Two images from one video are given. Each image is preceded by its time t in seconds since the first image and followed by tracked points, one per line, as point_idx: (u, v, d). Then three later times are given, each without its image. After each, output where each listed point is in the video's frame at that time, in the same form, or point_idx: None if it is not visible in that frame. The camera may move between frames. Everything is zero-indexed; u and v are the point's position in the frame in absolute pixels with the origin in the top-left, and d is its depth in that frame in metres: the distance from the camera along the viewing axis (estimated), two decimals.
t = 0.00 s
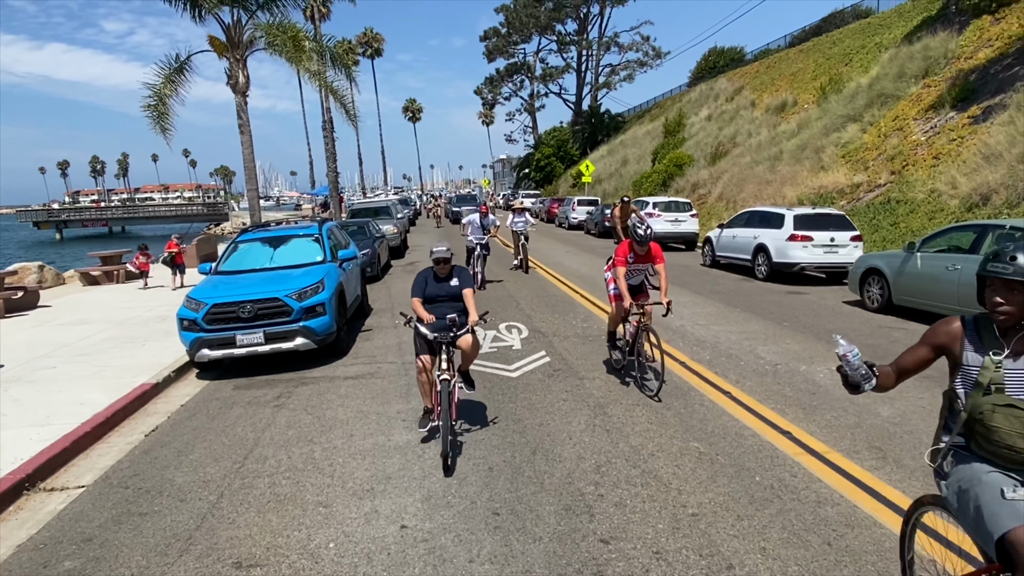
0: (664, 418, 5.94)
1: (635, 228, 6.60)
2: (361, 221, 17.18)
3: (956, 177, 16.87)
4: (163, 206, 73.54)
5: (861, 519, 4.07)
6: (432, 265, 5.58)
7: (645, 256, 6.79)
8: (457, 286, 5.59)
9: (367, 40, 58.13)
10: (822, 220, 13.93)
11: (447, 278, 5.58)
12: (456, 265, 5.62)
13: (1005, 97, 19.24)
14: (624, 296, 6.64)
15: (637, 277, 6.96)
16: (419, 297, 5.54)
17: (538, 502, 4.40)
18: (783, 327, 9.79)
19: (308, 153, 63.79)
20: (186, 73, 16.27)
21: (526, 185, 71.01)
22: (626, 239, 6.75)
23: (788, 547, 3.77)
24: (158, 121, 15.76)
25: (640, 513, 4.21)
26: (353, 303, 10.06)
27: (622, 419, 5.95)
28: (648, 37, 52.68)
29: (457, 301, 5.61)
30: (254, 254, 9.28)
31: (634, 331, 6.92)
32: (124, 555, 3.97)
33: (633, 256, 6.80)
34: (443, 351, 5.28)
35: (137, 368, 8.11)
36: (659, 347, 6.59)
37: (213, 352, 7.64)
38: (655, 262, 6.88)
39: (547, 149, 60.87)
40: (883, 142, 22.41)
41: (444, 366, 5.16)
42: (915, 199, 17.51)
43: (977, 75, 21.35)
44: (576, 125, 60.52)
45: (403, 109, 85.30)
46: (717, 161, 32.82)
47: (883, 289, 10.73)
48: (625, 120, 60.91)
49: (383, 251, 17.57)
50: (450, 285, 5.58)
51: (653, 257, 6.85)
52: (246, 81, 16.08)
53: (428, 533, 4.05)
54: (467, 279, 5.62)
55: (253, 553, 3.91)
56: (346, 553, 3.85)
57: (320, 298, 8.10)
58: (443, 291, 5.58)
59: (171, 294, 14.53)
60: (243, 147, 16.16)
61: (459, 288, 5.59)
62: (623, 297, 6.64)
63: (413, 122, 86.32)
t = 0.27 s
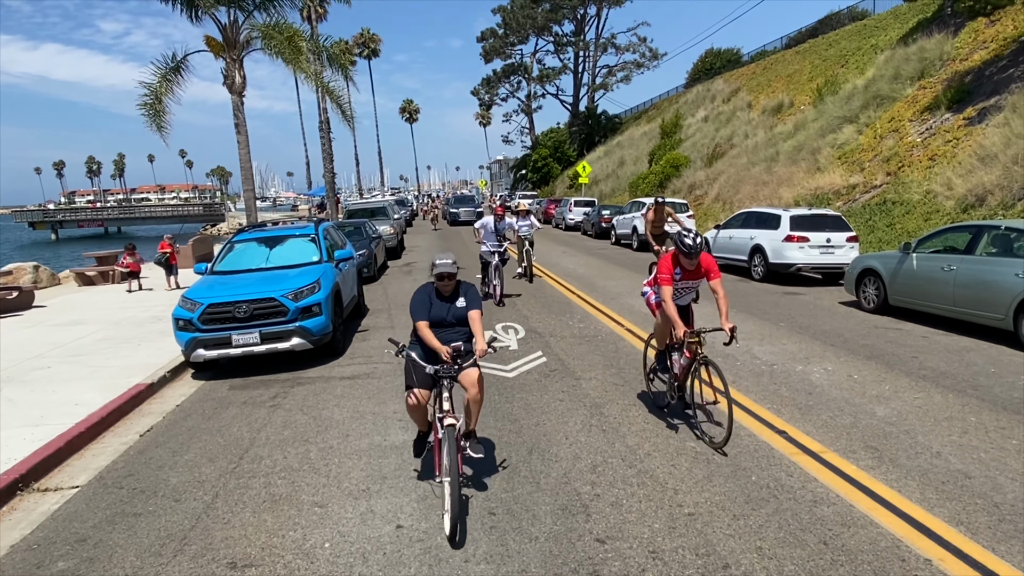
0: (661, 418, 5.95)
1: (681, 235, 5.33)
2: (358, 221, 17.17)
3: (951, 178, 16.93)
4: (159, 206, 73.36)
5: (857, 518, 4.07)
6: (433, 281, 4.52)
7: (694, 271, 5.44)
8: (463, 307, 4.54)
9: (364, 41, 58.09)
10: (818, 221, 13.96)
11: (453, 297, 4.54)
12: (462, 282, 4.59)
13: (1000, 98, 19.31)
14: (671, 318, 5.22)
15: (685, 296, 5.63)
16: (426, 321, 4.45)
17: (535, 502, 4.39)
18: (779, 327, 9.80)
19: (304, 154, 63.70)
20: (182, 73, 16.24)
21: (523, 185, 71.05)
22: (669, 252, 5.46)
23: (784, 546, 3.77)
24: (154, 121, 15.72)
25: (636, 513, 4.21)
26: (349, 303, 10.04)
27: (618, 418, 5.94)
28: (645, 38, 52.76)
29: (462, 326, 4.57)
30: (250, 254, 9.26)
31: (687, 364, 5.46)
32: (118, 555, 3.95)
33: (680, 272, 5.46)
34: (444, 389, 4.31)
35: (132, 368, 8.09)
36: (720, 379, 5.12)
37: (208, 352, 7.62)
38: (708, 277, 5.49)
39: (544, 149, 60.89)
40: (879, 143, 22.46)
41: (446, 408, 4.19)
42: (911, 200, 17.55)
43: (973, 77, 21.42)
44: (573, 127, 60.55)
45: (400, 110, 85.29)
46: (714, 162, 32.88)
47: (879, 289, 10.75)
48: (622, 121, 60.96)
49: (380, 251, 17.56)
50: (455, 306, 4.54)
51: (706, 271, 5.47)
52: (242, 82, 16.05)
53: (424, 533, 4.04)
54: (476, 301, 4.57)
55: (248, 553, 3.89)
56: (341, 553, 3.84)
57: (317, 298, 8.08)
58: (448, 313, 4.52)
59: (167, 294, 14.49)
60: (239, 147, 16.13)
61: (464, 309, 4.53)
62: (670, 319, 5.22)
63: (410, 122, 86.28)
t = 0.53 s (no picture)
0: (657, 419, 5.96)
1: (770, 252, 4.07)
2: (354, 223, 17.15)
3: (946, 181, 16.99)
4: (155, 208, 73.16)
5: (852, 519, 4.08)
6: (432, 304, 3.65)
7: (781, 298, 4.25)
8: (471, 337, 3.66)
9: (361, 42, 58.19)
10: (814, 224, 14.00)
11: (457, 326, 3.67)
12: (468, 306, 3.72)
13: (995, 101, 19.39)
14: (759, 361, 3.99)
15: (763, 327, 4.43)
16: (427, 359, 3.58)
17: (531, 504, 4.39)
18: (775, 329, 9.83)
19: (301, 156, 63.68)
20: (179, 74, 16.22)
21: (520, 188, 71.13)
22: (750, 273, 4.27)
23: (780, 548, 3.78)
24: (150, 122, 15.69)
25: (632, 514, 4.21)
26: (345, 305, 10.05)
27: (616, 421, 5.94)
28: (641, 41, 52.89)
29: (473, 363, 3.68)
30: (246, 256, 9.25)
31: (773, 418, 4.23)
32: (113, 558, 3.94)
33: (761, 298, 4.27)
34: (451, 448, 3.50)
35: (128, 370, 8.07)
36: (824, 443, 3.88)
37: (204, 354, 7.60)
38: (797, 306, 4.27)
39: (540, 151, 60.94)
40: (874, 146, 22.54)
41: (455, 477, 3.40)
42: (906, 203, 17.61)
43: (968, 80, 21.51)
44: (569, 129, 60.64)
45: (397, 112, 85.29)
46: (710, 165, 32.96)
47: (875, 292, 10.77)
48: (619, 123, 61.05)
49: (376, 253, 17.54)
50: (460, 337, 3.66)
51: (795, 299, 4.25)
52: (239, 83, 16.04)
53: (421, 535, 4.04)
54: (487, 329, 3.69)
55: (243, 555, 3.88)
56: (337, 555, 3.83)
57: (313, 300, 8.07)
58: (453, 347, 3.64)
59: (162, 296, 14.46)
60: (236, 148, 16.11)
61: (472, 340, 3.65)
62: (756, 360, 4.00)
63: (407, 124, 86.32)
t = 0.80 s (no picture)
0: (654, 422, 5.96)
1: (952, 286, 2.74)
2: (350, 226, 17.14)
3: (941, 184, 17.05)
4: (150, 211, 72.97)
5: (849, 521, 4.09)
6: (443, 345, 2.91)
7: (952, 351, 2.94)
8: (495, 393, 2.87)
9: (357, 45, 58.27)
10: (810, 226, 14.04)
11: (475, 373, 2.90)
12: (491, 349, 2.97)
13: (989, 105, 19.49)
14: (928, 448, 2.72)
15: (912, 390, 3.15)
16: (420, 419, 2.80)
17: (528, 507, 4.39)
18: (771, 331, 9.85)
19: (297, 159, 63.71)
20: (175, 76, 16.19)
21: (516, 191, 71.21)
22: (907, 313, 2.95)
23: (777, 550, 3.78)
24: (146, 124, 15.66)
25: (629, 517, 4.22)
26: (342, 308, 10.04)
27: (614, 424, 5.93)
28: (637, 44, 53.03)
29: (502, 427, 2.87)
30: (242, 258, 9.24)
31: (932, 522, 2.96)
32: (109, 561, 3.93)
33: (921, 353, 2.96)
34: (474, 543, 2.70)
35: (123, 373, 8.04)
36: None
37: (200, 357, 7.59)
38: (971, 361, 2.98)
39: (537, 155, 61.02)
40: (869, 149, 22.63)
41: None
42: (901, 206, 17.67)
43: (962, 84, 21.62)
44: (566, 132, 60.73)
45: (393, 115, 85.31)
46: (706, 167, 33.04)
47: (870, 294, 10.81)
48: (615, 126, 61.16)
49: (373, 256, 17.53)
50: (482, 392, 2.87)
51: (968, 354, 2.95)
52: (235, 86, 16.02)
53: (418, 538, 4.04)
54: (522, 383, 2.88)
55: (240, 559, 3.87)
56: (334, 558, 3.83)
57: (310, 302, 8.06)
58: (471, 407, 2.84)
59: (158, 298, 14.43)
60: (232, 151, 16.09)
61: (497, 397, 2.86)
62: (926, 446, 2.72)
63: (403, 127, 86.34)
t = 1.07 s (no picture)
0: (651, 426, 5.96)
1: None
2: (347, 229, 17.13)
3: (937, 188, 17.12)
4: (147, 214, 72.83)
5: (845, 524, 4.09)
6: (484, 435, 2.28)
7: None
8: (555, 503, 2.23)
9: (355, 49, 58.38)
10: (806, 230, 14.08)
11: (529, 475, 2.25)
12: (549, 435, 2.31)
13: (984, 109, 19.59)
14: None
15: None
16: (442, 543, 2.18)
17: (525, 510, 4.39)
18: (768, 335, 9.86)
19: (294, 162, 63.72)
20: (172, 79, 16.19)
21: (513, 194, 71.22)
22: None
23: (773, 553, 3.78)
24: (142, 128, 15.65)
25: (626, 520, 4.21)
26: (339, 311, 10.03)
27: (611, 427, 5.93)
28: (634, 48, 53.20)
29: (573, 554, 2.24)
30: (239, 262, 9.23)
31: None
32: (105, 565, 3.92)
33: None
34: None
35: (119, 377, 8.01)
36: None
37: (196, 361, 7.58)
38: None
39: (534, 158, 61.04)
40: (865, 153, 22.71)
41: None
42: (897, 209, 17.73)
43: (957, 88, 21.73)
44: (563, 135, 60.83)
45: (390, 118, 85.36)
46: (702, 171, 33.13)
47: (866, 298, 10.84)
48: (612, 130, 61.29)
49: (370, 259, 17.51)
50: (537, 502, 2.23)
51: None
52: (232, 89, 16.02)
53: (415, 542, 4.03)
54: (604, 495, 2.25)
55: (236, 563, 3.87)
56: (330, 561, 3.82)
57: (306, 306, 8.05)
58: (518, 528, 2.19)
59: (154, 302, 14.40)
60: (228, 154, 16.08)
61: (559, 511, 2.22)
62: None
63: (401, 131, 86.44)
